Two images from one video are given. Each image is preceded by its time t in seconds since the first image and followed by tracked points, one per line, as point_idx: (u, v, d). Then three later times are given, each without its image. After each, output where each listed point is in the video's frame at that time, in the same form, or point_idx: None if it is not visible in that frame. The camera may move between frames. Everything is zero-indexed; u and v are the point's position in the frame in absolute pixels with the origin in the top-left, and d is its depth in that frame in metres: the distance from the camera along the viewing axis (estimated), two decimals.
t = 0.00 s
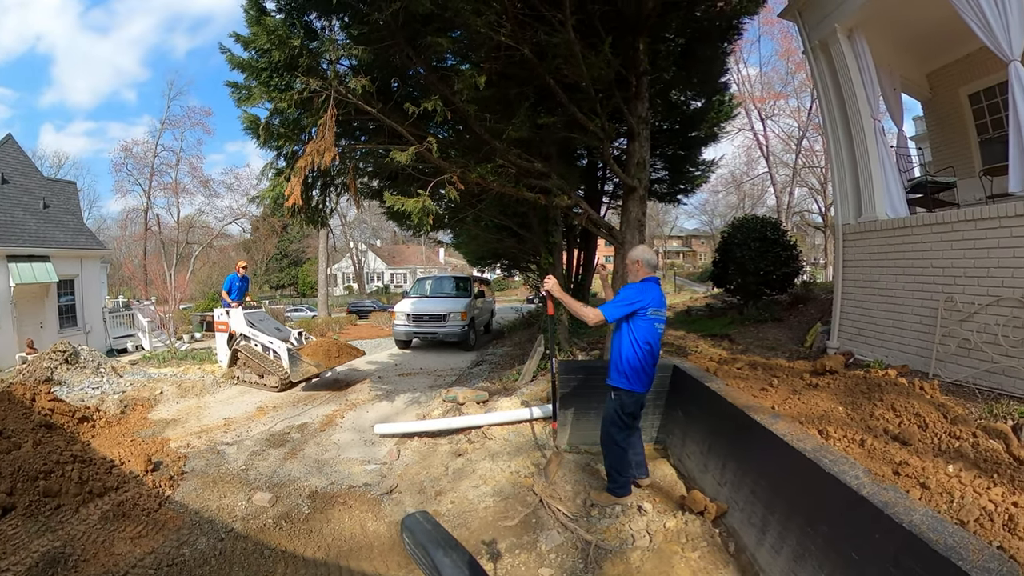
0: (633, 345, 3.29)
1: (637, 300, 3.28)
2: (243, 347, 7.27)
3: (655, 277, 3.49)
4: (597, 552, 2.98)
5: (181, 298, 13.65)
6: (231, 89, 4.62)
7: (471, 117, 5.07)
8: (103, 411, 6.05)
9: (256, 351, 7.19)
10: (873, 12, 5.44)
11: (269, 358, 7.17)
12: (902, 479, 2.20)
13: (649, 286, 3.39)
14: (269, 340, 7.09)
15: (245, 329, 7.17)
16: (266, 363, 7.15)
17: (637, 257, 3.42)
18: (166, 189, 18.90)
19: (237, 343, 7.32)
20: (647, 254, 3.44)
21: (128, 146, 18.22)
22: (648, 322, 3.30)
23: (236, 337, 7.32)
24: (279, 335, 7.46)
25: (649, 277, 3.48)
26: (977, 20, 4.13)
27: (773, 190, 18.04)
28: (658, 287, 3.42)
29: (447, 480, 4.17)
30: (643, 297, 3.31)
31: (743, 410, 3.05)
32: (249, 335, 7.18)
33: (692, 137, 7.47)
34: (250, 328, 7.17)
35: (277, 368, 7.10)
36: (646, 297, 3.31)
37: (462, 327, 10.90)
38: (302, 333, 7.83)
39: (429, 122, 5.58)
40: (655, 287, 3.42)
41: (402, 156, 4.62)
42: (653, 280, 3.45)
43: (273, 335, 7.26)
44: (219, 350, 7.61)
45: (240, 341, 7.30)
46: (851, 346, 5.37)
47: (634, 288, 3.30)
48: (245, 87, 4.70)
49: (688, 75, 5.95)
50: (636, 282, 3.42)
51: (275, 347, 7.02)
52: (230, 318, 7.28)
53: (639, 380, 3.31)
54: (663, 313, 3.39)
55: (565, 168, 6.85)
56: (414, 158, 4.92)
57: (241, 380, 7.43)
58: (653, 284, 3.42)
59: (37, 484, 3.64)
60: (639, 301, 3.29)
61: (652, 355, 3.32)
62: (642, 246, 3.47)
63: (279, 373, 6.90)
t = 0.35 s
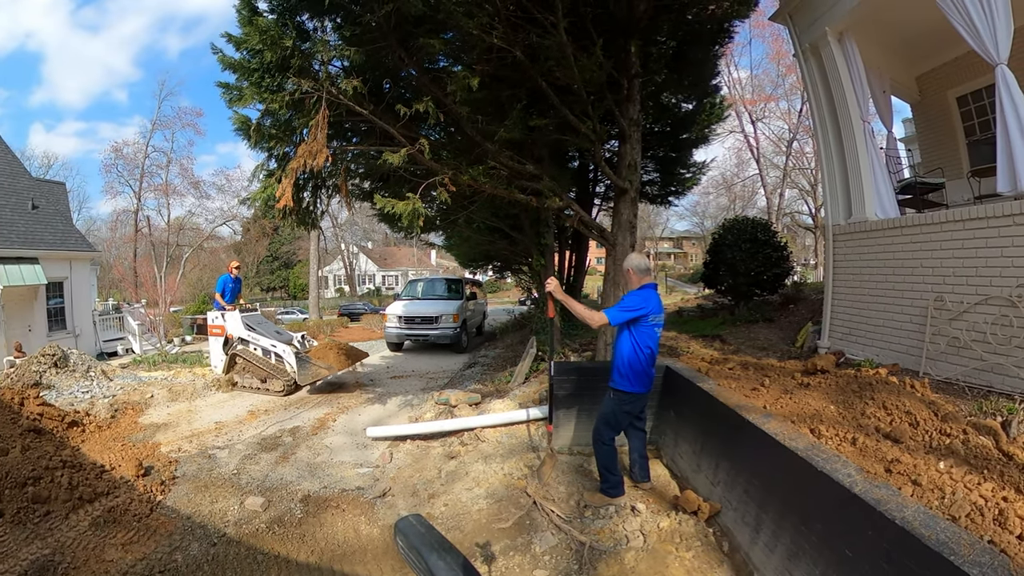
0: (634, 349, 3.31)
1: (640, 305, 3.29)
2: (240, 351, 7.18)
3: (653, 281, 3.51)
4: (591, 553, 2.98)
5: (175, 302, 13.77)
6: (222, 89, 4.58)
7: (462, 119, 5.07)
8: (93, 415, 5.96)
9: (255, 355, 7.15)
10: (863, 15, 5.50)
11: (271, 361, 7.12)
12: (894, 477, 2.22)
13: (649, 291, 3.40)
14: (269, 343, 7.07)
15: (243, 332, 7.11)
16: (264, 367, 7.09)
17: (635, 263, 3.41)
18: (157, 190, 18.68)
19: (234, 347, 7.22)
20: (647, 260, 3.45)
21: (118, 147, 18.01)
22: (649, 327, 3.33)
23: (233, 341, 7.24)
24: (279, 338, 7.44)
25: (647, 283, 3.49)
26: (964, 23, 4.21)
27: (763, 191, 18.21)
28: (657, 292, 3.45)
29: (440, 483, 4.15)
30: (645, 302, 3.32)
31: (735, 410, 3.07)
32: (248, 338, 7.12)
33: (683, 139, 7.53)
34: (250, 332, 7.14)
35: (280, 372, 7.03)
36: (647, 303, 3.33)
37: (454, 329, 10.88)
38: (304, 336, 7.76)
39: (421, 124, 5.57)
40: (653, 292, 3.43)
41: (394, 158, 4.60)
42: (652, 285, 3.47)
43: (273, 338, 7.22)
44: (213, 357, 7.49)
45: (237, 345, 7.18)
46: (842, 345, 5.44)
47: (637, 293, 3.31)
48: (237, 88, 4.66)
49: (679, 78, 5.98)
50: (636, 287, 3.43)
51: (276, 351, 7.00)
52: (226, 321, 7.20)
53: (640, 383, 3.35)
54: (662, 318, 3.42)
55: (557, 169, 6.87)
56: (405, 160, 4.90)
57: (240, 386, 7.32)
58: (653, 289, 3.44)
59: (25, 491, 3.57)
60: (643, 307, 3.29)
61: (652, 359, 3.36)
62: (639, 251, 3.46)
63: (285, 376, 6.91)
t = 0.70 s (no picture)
0: (636, 346, 3.32)
1: (643, 303, 3.30)
2: (244, 354, 6.98)
3: (656, 281, 3.54)
4: (588, 553, 2.98)
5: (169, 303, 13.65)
6: (218, 89, 4.57)
7: (459, 120, 5.07)
8: (88, 417, 5.91)
9: (261, 358, 6.99)
10: (859, 17, 5.54)
11: (279, 364, 6.99)
12: (890, 475, 2.24)
13: (652, 290, 3.43)
14: (276, 346, 6.93)
15: (249, 334, 6.95)
16: (272, 369, 6.95)
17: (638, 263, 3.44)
18: (152, 191, 18.59)
19: (236, 349, 6.99)
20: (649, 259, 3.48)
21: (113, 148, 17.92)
22: (652, 324, 3.34)
23: (236, 344, 7.03)
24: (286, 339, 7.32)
25: (650, 282, 3.52)
26: (959, 26, 4.24)
27: (758, 192, 18.28)
28: (659, 292, 3.47)
29: (437, 484, 4.14)
30: (648, 300, 3.34)
31: (731, 410, 3.08)
32: (253, 340, 6.97)
33: (678, 140, 7.56)
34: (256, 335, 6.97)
35: (289, 374, 6.91)
36: (650, 301, 3.34)
37: (450, 331, 10.88)
38: (310, 337, 7.65)
39: (417, 125, 5.56)
40: (656, 291, 3.45)
41: (390, 158, 4.59)
42: (655, 285, 3.50)
43: (279, 339, 7.10)
44: (214, 361, 7.23)
45: (240, 347, 6.98)
46: (837, 345, 5.47)
47: (640, 291, 3.33)
48: (233, 88, 4.64)
49: (675, 79, 6.00)
50: (639, 286, 3.45)
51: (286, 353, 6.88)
52: (229, 323, 6.99)
53: (642, 380, 3.34)
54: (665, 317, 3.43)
55: (553, 170, 6.88)
56: (401, 161, 4.88)
57: (245, 389, 7.18)
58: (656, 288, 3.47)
59: (19, 494, 3.53)
60: (646, 305, 3.31)
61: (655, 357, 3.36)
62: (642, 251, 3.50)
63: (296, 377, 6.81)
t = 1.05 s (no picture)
0: (634, 341, 3.33)
1: (640, 297, 3.33)
2: (253, 355, 7.01)
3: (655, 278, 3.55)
4: (588, 553, 2.99)
5: (167, 303, 13.61)
6: (217, 90, 4.56)
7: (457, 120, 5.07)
8: (86, 418, 5.89)
9: (271, 358, 7.00)
10: (857, 18, 5.57)
11: (292, 364, 7.01)
12: (889, 475, 2.24)
13: (649, 286, 3.45)
14: (288, 345, 6.95)
15: (258, 335, 6.96)
16: (284, 369, 6.98)
17: (638, 260, 3.46)
18: (150, 191, 18.54)
19: (246, 351, 7.01)
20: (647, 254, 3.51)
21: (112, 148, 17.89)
22: (650, 319, 3.35)
23: (244, 346, 7.04)
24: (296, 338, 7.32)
25: (649, 278, 3.54)
26: (957, 27, 4.25)
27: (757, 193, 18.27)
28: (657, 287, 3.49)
29: (436, 484, 4.14)
30: (645, 295, 3.36)
31: (730, 410, 3.08)
32: (264, 340, 6.98)
33: (676, 140, 7.58)
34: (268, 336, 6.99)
35: (302, 374, 6.96)
36: (647, 295, 3.37)
37: (448, 331, 10.87)
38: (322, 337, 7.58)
39: (416, 125, 5.56)
40: (653, 287, 3.47)
41: (388, 159, 4.57)
42: (653, 280, 3.52)
43: (290, 340, 7.12)
44: (220, 363, 7.17)
45: (249, 349, 7.00)
46: (836, 345, 5.48)
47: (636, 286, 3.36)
48: (231, 88, 4.64)
49: (674, 79, 6.00)
50: (637, 282, 3.47)
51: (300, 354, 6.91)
52: (237, 324, 6.97)
53: (642, 376, 3.34)
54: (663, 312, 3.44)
55: (551, 171, 6.89)
56: (399, 161, 4.87)
57: (257, 392, 7.14)
58: (653, 284, 3.49)
59: (17, 495, 3.52)
60: (642, 301, 3.33)
61: (654, 351, 3.35)
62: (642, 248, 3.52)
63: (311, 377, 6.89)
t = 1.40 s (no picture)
0: (626, 342, 3.33)
1: (629, 298, 3.33)
2: (266, 356, 6.92)
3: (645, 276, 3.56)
4: (588, 552, 2.99)
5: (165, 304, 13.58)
6: (216, 90, 4.56)
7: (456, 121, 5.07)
8: (85, 418, 5.88)
9: (285, 359, 6.97)
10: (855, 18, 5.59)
11: (306, 365, 7.02)
12: (888, 475, 2.24)
13: (639, 285, 3.45)
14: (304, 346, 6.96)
15: (271, 335, 6.88)
16: (299, 370, 6.99)
17: (627, 258, 3.47)
18: (149, 191, 18.51)
19: (257, 352, 6.89)
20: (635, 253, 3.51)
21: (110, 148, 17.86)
22: (641, 318, 3.36)
23: (255, 347, 6.89)
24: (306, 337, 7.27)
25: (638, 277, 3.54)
26: (955, 28, 4.27)
27: (756, 193, 18.27)
28: (647, 285, 3.49)
29: (435, 484, 4.14)
30: (634, 295, 3.35)
31: (729, 410, 3.09)
32: (276, 341, 6.91)
33: (675, 140, 7.58)
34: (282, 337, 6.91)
35: (317, 374, 7.01)
36: (636, 295, 3.36)
37: (447, 331, 10.86)
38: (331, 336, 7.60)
39: (415, 125, 5.55)
40: (643, 286, 3.47)
41: (387, 159, 4.57)
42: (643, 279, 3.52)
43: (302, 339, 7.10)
44: (228, 365, 6.98)
45: (261, 350, 6.90)
46: (835, 344, 5.49)
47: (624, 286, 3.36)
48: (231, 88, 4.64)
49: (673, 79, 6.01)
50: (627, 282, 3.47)
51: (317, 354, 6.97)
52: (248, 325, 6.82)
53: (637, 376, 3.34)
54: (654, 311, 3.44)
55: (550, 171, 6.89)
56: (398, 161, 4.87)
57: (268, 393, 7.07)
58: (643, 283, 3.49)
59: (16, 494, 3.52)
60: (631, 301, 3.33)
61: (647, 350, 3.35)
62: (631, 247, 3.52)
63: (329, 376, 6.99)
